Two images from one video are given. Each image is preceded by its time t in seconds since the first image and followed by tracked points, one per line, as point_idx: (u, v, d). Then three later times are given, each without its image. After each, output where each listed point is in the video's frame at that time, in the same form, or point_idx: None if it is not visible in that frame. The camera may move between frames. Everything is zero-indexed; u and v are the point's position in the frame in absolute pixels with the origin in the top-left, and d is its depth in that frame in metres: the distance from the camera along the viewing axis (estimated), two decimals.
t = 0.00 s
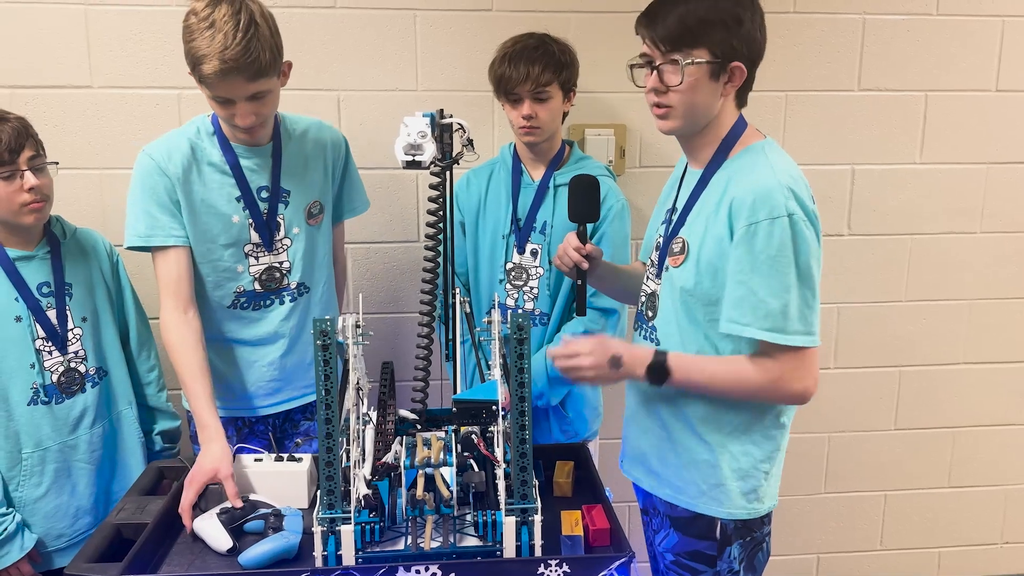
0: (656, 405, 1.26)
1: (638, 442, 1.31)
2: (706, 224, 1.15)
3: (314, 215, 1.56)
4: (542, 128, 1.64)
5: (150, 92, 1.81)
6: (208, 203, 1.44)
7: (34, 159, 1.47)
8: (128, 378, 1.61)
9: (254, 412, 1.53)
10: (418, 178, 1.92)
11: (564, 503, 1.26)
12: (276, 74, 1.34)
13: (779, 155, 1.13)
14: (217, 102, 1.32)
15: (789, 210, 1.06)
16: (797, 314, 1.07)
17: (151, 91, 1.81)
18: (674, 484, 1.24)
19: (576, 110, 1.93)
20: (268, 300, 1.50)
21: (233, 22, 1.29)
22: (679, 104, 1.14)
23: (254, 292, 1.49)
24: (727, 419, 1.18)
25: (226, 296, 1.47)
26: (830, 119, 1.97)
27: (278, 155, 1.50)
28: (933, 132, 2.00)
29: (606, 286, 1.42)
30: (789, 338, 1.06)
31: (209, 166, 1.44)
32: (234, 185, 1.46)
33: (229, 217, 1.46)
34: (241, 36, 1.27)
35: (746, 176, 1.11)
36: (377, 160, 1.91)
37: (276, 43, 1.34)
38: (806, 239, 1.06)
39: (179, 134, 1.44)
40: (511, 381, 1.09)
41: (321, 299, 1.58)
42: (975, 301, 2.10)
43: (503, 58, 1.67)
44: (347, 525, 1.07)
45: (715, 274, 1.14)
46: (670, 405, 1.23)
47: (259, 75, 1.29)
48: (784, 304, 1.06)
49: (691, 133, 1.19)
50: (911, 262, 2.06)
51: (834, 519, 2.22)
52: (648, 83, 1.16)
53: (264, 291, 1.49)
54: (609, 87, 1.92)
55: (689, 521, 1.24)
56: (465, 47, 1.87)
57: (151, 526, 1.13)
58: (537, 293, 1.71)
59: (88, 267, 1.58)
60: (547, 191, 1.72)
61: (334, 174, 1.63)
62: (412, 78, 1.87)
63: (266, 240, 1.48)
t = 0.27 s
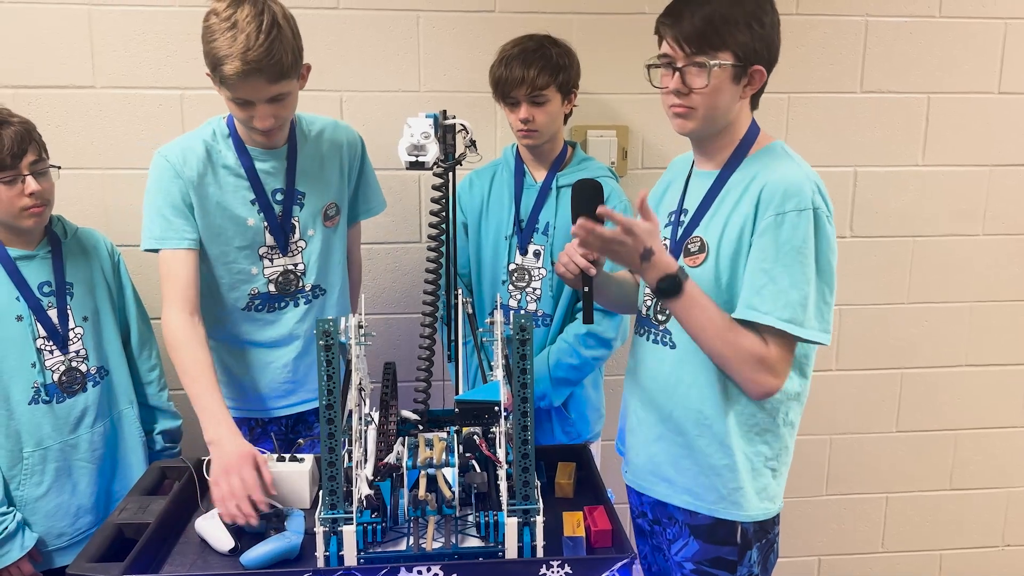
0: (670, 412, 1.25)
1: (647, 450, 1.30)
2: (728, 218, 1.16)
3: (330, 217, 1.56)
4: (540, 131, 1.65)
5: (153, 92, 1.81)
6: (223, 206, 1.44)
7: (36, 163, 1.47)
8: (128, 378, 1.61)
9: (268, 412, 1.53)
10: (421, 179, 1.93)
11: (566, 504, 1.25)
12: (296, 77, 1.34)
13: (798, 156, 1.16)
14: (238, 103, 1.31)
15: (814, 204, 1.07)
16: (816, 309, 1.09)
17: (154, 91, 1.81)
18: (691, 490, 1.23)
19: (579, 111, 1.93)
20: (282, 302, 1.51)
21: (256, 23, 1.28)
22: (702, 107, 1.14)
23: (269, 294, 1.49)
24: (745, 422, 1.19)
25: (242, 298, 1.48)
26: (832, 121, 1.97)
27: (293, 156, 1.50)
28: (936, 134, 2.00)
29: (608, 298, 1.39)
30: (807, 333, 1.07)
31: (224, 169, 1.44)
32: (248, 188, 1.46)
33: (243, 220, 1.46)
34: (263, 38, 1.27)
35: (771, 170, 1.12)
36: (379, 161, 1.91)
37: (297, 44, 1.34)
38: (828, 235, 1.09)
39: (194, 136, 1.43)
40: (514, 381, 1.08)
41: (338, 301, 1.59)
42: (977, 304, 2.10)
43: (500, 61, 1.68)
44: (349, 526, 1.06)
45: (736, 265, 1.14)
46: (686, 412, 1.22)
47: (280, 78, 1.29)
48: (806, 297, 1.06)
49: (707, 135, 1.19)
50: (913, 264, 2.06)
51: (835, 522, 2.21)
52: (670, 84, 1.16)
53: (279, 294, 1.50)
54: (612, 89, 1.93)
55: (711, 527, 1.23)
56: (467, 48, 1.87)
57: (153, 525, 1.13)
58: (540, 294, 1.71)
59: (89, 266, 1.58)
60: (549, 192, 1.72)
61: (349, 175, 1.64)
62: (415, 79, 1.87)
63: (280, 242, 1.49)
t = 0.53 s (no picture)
0: (678, 409, 1.24)
1: (654, 448, 1.29)
2: (733, 211, 1.16)
3: (337, 219, 1.59)
4: (541, 131, 1.65)
5: (155, 92, 1.81)
6: (241, 210, 1.43)
7: (39, 163, 1.48)
8: (130, 377, 1.62)
9: (291, 412, 1.55)
10: (422, 180, 1.93)
11: (566, 504, 1.26)
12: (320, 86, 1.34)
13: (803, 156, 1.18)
14: (260, 110, 1.31)
15: (821, 198, 1.10)
16: (803, 301, 1.11)
17: (156, 91, 1.81)
18: (701, 487, 1.23)
19: (581, 112, 1.93)
20: (293, 305, 1.52)
21: (285, 32, 1.28)
22: (705, 111, 1.14)
23: (282, 298, 1.50)
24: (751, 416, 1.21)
25: (256, 301, 1.48)
26: (834, 122, 1.97)
27: (302, 160, 1.50)
28: (937, 136, 2.00)
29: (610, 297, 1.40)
30: (791, 322, 1.09)
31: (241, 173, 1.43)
32: (260, 192, 1.46)
33: (260, 224, 1.45)
34: (294, 48, 1.26)
35: (781, 164, 1.14)
36: (380, 162, 1.91)
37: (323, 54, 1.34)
38: (831, 230, 1.11)
39: (210, 137, 1.42)
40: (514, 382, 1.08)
41: (342, 302, 1.61)
42: (977, 306, 2.10)
43: (502, 62, 1.68)
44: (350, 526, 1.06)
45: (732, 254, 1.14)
46: (695, 408, 1.22)
47: (306, 88, 1.30)
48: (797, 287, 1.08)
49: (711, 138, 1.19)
50: (914, 266, 2.06)
51: (835, 523, 2.21)
52: (674, 88, 1.15)
53: (291, 297, 1.51)
54: (613, 90, 1.93)
55: (712, 528, 1.23)
56: (469, 50, 1.87)
57: (154, 523, 1.13)
58: (542, 295, 1.71)
59: (91, 266, 1.58)
60: (550, 193, 1.72)
61: (355, 174, 1.66)
62: (416, 80, 1.87)
63: (292, 246, 1.49)
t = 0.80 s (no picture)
0: (674, 411, 1.25)
1: (649, 451, 1.30)
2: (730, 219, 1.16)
3: (343, 217, 1.59)
4: (546, 130, 1.65)
5: (159, 92, 1.82)
6: (249, 209, 1.43)
7: (44, 163, 1.48)
8: (133, 376, 1.62)
9: (300, 412, 1.55)
10: (425, 181, 1.93)
11: (568, 505, 1.26)
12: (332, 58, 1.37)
13: (803, 158, 1.17)
14: (277, 83, 1.31)
15: (821, 203, 1.09)
16: (817, 308, 1.11)
17: (160, 91, 1.82)
18: (694, 490, 1.23)
19: (583, 113, 1.93)
20: (303, 305, 1.52)
21: (296, 4, 1.31)
22: (700, 103, 1.14)
23: (292, 298, 1.50)
24: (747, 421, 1.20)
25: (266, 302, 1.48)
26: (836, 124, 1.97)
27: (309, 158, 1.51)
28: (939, 137, 2.00)
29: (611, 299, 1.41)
30: (807, 330, 1.09)
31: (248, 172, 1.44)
32: (269, 191, 1.46)
33: (270, 223, 1.45)
34: (307, 15, 1.30)
35: (778, 170, 1.13)
36: (383, 162, 1.91)
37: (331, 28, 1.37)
38: (832, 234, 1.11)
39: (216, 139, 1.42)
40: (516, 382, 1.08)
41: (349, 300, 1.62)
42: (979, 307, 2.10)
43: (508, 61, 1.68)
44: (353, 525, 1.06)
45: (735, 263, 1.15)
46: (691, 411, 1.22)
47: (322, 55, 1.32)
48: (809, 294, 1.09)
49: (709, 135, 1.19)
50: (916, 267, 2.06)
51: (837, 524, 2.21)
52: (670, 81, 1.17)
53: (301, 297, 1.51)
54: (616, 91, 1.93)
55: (712, 530, 1.23)
56: (472, 50, 1.87)
57: (157, 522, 1.13)
58: (544, 296, 1.72)
59: (95, 266, 1.59)
60: (553, 194, 1.72)
61: (357, 173, 1.66)
62: (419, 80, 1.87)
63: (302, 244, 1.49)
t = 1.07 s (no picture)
0: (676, 412, 1.25)
1: (652, 451, 1.30)
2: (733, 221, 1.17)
3: (350, 215, 1.59)
4: (549, 129, 1.65)
5: (162, 92, 1.82)
6: (258, 207, 1.44)
7: (46, 158, 1.49)
8: (137, 376, 1.62)
9: (307, 412, 1.54)
10: (428, 181, 1.94)
11: (571, 505, 1.26)
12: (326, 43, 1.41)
13: (805, 159, 1.18)
14: (275, 66, 1.34)
15: (824, 204, 1.09)
16: (822, 307, 1.11)
17: (163, 91, 1.82)
18: (696, 490, 1.23)
19: (586, 114, 1.94)
20: (310, 303, 1.52)
21: None
22: (699, 103, 1.15)
23: (300, 295, 1.50)
24: (750, 421, 1.20)
25: (276, 300, 1.48)
26: (839, 125, 1.97)
27: (316, 155, 1.52)
28: (942, 139, 2.00)
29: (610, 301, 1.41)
30: (813, 331, 1.09)
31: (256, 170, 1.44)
32: (278, 188, 1.46)
33: (278, 220, 1.46)
34: None
35: (781, 171, 1.13)
36: (386, 162, 1.92)
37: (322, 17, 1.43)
38: (836, 234, 1.11)
39: (224, 137, 1.43)
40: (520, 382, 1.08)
41: (356, 298, 1.61)
42: (981, 309, 2.10)
43: (511, 60, 1.69)
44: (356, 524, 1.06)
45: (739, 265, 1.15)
46: (693, 412, 1.22)
47: (315, 36, 1.36)
48: (813, 295, 1.09)
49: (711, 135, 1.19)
50: (919, 268, 2.06)
51: (838, 525, 2.21)
52: (669, 82, 1.17)
53: (308, 294, 1.51)
54: (618, 92, 1.93)
55: (714, 530, 1.23)
56: (475, 51, 1.87)
57: (160, 522, 1.14)
58: (547, 296, 1.72)
59: (99, 265, 1.59)
60: (556, 195, 1.73)
61: (363, 173, 1.66)
62: (422, 81, 1.88)
63: (309, 241, 1.50)
